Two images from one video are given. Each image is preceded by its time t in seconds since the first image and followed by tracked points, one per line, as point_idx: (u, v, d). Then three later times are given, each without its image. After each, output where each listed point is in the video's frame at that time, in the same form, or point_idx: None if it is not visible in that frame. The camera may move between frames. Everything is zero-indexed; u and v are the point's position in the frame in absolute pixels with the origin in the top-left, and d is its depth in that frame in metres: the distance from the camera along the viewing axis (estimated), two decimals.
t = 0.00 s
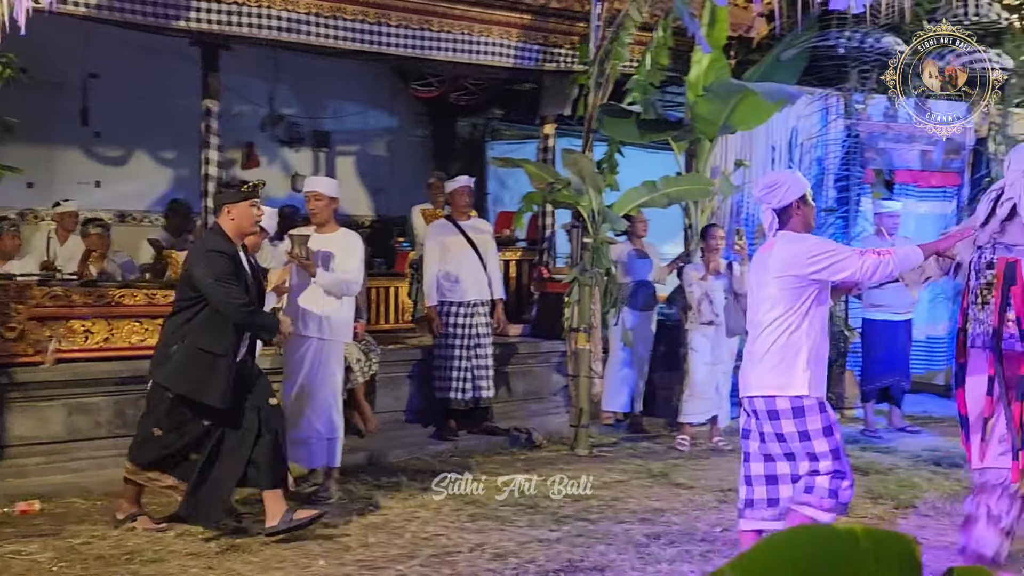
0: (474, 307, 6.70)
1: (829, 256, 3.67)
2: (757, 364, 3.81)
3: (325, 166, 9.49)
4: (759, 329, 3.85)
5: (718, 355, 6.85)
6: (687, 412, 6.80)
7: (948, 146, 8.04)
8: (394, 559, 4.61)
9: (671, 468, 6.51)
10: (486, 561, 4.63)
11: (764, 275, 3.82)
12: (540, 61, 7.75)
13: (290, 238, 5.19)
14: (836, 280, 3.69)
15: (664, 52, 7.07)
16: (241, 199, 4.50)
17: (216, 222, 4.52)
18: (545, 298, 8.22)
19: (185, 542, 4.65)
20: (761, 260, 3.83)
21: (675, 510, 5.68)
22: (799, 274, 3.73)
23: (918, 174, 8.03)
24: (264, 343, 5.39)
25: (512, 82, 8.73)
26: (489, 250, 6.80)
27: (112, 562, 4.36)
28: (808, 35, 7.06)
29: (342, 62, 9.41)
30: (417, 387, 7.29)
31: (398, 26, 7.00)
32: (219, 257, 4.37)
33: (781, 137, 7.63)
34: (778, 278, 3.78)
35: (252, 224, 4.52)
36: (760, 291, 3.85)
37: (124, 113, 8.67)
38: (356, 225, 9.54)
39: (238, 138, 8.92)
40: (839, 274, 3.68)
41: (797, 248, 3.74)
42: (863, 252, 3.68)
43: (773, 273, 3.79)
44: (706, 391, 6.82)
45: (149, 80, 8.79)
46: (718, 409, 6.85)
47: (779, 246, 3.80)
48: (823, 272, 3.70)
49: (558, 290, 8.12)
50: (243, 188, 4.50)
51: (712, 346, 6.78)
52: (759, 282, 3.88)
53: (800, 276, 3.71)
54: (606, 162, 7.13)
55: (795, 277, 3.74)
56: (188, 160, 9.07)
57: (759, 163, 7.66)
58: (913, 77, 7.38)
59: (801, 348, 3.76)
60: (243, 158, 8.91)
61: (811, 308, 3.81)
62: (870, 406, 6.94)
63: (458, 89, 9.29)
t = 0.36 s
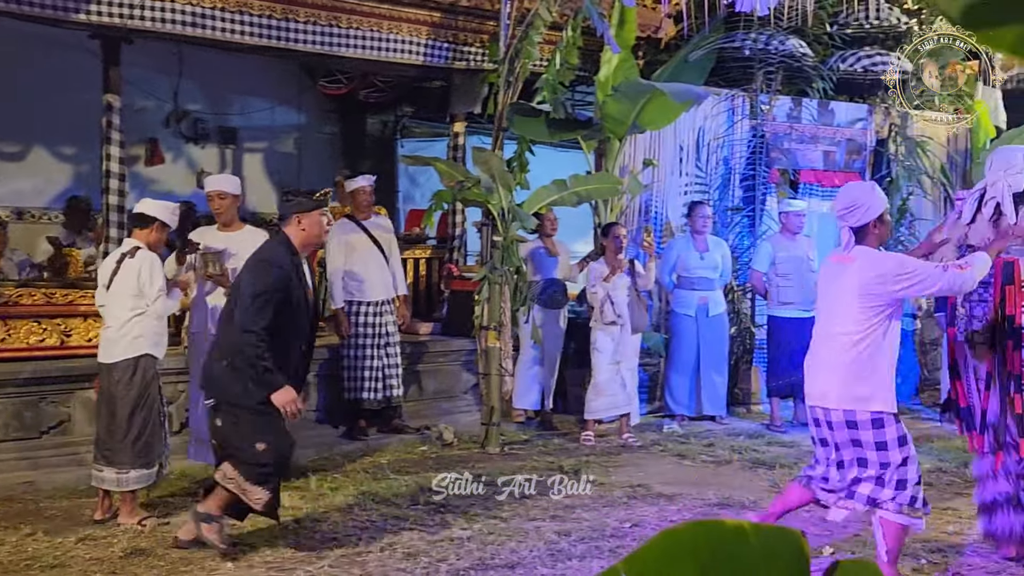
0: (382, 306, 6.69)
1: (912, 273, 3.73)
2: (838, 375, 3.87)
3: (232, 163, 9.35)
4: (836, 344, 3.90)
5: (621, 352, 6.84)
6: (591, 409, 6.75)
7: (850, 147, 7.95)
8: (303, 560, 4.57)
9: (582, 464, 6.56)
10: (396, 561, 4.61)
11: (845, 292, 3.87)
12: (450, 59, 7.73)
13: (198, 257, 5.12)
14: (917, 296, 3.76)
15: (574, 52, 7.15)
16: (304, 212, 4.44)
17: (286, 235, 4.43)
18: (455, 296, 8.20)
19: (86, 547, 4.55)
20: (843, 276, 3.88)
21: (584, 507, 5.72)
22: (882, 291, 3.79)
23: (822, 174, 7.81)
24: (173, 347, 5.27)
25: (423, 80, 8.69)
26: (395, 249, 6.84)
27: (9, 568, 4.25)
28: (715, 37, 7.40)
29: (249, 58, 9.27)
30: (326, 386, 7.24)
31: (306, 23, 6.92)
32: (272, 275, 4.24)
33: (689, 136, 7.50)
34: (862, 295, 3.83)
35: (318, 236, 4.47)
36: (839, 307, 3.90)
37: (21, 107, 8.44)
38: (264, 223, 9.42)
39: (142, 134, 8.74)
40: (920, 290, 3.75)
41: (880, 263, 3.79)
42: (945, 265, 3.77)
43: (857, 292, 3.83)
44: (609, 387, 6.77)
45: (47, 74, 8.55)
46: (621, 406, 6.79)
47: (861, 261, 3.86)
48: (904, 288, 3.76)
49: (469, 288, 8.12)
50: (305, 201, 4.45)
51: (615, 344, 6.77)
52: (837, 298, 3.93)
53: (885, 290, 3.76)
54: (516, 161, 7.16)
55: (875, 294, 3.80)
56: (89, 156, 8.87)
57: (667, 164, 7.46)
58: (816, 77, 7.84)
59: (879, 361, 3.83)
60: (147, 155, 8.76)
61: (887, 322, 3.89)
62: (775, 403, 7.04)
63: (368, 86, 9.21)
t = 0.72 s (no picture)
0: (291, 304, 6.71)
1: (927, 269, 4.03)
2: (852, 364, 4.17)
3: (137, 159, 9.15)
4: (855, 336, 4.19)
5: (522, 347, 6.85)
6: (499, 403, 6.85)
7: (757, 142, 8.16)
8: (217, 561, 4.50)
9: (497, 460, 6.57)
10: (313, 559, 4.57)
11: (865, 291, 4.18)
12: (361, 54, 7.66)
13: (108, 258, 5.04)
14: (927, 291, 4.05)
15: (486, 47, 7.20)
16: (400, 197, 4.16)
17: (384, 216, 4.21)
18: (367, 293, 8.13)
19: None
20: (865, 277, 4.19)
21: (500, 502, 5.74)
22: (896, 286, 4.09)
23: (730, 170, 8.04)
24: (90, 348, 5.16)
25: (333, 75, 8.59)
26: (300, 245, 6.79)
27: None
28: (625, 33, 7.64)
29: (154, 51, 9.07)
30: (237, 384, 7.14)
31: (214, 16, 6.79)
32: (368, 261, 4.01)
33: (600, 131, 7.50)
34: (880, 293, 4.13)
35: (418, 223, 4.23)
36: (858, 304, 4.21)
37: None
38: (171, 220, 9.24)
39: (43, 129, 8.49)
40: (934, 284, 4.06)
41: (897, 265, 4.10)
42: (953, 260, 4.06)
43: (875, 290, 4.15)
44: (512, 382, 6.86)
45: None
46: (530, 398, 6.92)
47: (877, 262, 4.17)
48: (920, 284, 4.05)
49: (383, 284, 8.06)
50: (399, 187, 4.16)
51: (518, 340, 6.80)
52: (856, 296, 4.24)
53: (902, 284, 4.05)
54: (429, 156, 7.13)
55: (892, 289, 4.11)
56: None
57: (578, 158, 7.45)
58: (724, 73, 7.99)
59: (893, 350, 4.10)
60: (49, 151, 8.51)
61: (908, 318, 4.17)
62: (687, 396, 7.11)
63: (277, 81, 9.12)
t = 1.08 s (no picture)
0: (205, 300, 6.54)
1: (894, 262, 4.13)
2: (809, 350, 4.22)
3: (42, 152, 8.88)
4: (813, 321, 4.22)
5: (439, 343, 6.80)
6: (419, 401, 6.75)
7: (672, 137, 8.15)
8: (133, 565, 4.41)
9: (419, 455, 6.51)
10: (233, 561, 4.48)
11: (830, 280, 4.18)
12: (273, 45, 7.52)
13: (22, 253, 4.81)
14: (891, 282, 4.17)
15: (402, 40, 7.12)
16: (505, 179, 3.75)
17: (483, 202, 3.80)
18: (282, 289, 8.00)
19: None
20: (829, 267, 4.19)
21: (425, 497, 5.70)
22: (863, 274, 4.16)
23: (645, 165, 8.06)
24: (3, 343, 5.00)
25: (246, 67, 8.45)
26: (213, 240, 6.68)
27: None
28: (541, 28, 7.60)
29: (61, 40, 8.81)
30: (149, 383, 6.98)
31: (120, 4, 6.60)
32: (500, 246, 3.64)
33: (516, 126, 7.49)
34: (842, 285, 4.17)
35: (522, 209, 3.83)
36: (817, 290, 4.22)
37: None
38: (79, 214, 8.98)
39: None
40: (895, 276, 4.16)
41: (865, 253, 4.16)
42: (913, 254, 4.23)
43: (839, 281, 4.18)
44: (433, 380, 6.77)
45: None
46: (450, 394, 6.85)
47: (843, 252, 4.18)
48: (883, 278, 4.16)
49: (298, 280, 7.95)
50: (504, 168, 3.74)
51: (435, 334, 6.73)
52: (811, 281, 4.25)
53: (872, 278, 4.14)
54: (346, 149, 7.03)
55: (858, 278, 4.16)
56: None
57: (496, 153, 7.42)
58: (639, 68, 8.02)
59: (848, 339, 4.18)
60: None
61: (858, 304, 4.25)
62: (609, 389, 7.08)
63: (187, 73, 8.84)
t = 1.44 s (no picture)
0: (156, 311, 6.85)
1: (789, 282, 4.50)
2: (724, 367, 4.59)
3: None
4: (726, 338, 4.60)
5: (382, 349, 7.13)
6: (361, 405, 7.10)
7: (598, 154, 8.58)
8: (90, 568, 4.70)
9: (363, 459, 6.83)
10: (186, 562, 4.78)
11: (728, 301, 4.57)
12: (220, 65, 7.83)
13: None
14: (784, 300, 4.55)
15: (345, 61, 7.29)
16: (568, 194, 4.15)
17: (546, 215, 4.20)
18: (228, 300, 8.28)
19: None
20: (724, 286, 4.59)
21: (371, 499, 6.03)
22: (763, 293, 4.54)
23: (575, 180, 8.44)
24: None
25: (193, 86, 8.76)
26: (164, 253, 6.97)
27: None
28: (475, 51, 8.07)
29: (11, 59, 9.04)
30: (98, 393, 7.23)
31: (73, 25, 6.88)
32: (576, 258, 4.03)
33: (453, 143, 7.85)
34: (743, 304, 4.57)
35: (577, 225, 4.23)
36: (727, 307, 4.61)
37: None
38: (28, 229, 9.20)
39: None
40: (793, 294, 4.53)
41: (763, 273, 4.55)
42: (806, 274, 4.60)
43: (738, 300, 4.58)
44: (375, 385, 7.10)
45: None
46: (391, 398, 7.19)
47: (743, 273, 4.58)
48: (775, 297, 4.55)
49: (245, 291, 8.23)
50: (569, 184, 4.16)
51: (377, 341, 7.05)
52: (722, 299, 4.65)
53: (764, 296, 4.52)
54: (292, 165, 7.33)
55: (758, 297, 4.54)
56: None
57: (435, 168, 7.76)
58: (569, 89, 8.52)
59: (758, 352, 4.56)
60: None
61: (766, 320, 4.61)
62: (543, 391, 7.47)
63: (136, 91, 9.33)
